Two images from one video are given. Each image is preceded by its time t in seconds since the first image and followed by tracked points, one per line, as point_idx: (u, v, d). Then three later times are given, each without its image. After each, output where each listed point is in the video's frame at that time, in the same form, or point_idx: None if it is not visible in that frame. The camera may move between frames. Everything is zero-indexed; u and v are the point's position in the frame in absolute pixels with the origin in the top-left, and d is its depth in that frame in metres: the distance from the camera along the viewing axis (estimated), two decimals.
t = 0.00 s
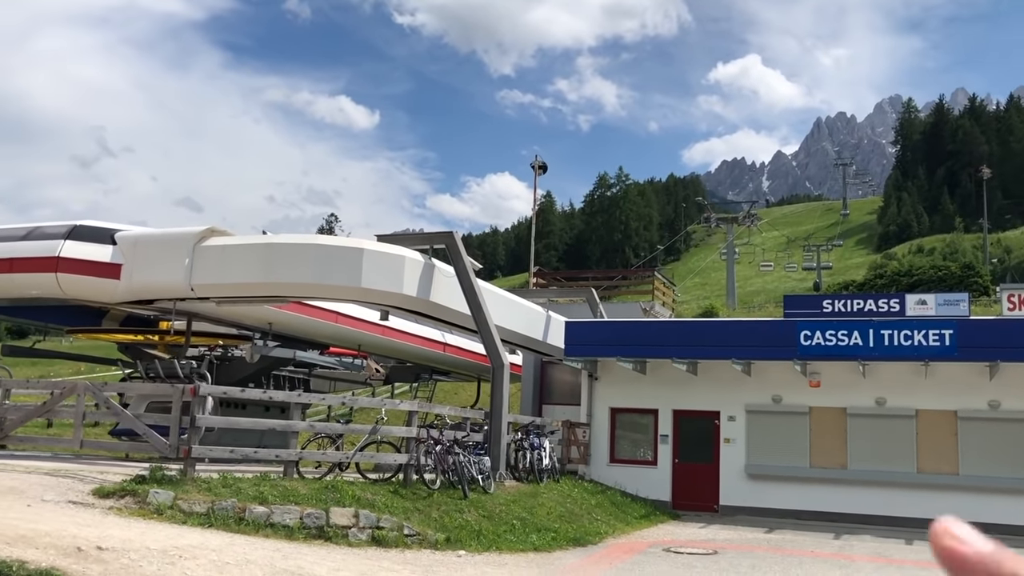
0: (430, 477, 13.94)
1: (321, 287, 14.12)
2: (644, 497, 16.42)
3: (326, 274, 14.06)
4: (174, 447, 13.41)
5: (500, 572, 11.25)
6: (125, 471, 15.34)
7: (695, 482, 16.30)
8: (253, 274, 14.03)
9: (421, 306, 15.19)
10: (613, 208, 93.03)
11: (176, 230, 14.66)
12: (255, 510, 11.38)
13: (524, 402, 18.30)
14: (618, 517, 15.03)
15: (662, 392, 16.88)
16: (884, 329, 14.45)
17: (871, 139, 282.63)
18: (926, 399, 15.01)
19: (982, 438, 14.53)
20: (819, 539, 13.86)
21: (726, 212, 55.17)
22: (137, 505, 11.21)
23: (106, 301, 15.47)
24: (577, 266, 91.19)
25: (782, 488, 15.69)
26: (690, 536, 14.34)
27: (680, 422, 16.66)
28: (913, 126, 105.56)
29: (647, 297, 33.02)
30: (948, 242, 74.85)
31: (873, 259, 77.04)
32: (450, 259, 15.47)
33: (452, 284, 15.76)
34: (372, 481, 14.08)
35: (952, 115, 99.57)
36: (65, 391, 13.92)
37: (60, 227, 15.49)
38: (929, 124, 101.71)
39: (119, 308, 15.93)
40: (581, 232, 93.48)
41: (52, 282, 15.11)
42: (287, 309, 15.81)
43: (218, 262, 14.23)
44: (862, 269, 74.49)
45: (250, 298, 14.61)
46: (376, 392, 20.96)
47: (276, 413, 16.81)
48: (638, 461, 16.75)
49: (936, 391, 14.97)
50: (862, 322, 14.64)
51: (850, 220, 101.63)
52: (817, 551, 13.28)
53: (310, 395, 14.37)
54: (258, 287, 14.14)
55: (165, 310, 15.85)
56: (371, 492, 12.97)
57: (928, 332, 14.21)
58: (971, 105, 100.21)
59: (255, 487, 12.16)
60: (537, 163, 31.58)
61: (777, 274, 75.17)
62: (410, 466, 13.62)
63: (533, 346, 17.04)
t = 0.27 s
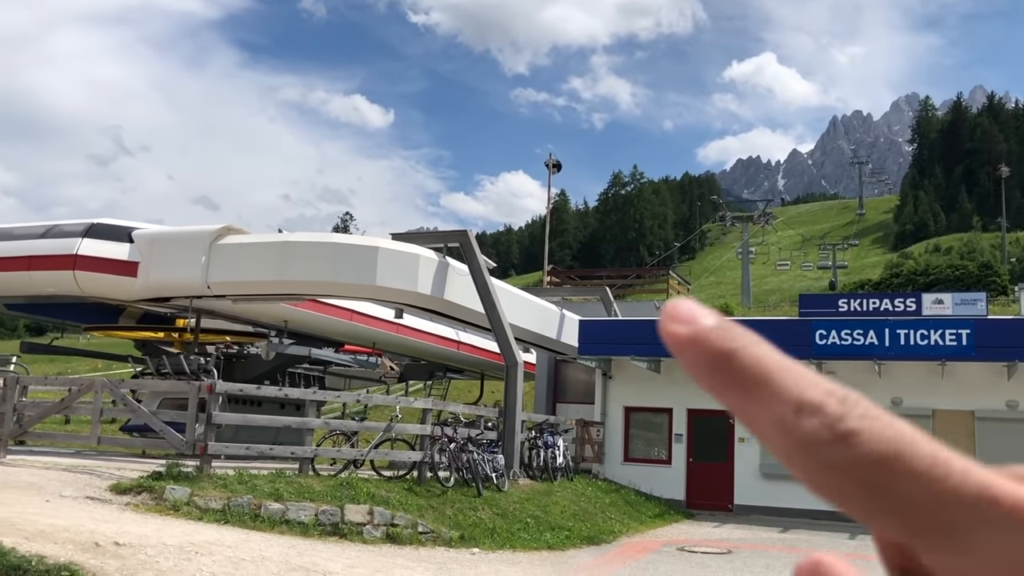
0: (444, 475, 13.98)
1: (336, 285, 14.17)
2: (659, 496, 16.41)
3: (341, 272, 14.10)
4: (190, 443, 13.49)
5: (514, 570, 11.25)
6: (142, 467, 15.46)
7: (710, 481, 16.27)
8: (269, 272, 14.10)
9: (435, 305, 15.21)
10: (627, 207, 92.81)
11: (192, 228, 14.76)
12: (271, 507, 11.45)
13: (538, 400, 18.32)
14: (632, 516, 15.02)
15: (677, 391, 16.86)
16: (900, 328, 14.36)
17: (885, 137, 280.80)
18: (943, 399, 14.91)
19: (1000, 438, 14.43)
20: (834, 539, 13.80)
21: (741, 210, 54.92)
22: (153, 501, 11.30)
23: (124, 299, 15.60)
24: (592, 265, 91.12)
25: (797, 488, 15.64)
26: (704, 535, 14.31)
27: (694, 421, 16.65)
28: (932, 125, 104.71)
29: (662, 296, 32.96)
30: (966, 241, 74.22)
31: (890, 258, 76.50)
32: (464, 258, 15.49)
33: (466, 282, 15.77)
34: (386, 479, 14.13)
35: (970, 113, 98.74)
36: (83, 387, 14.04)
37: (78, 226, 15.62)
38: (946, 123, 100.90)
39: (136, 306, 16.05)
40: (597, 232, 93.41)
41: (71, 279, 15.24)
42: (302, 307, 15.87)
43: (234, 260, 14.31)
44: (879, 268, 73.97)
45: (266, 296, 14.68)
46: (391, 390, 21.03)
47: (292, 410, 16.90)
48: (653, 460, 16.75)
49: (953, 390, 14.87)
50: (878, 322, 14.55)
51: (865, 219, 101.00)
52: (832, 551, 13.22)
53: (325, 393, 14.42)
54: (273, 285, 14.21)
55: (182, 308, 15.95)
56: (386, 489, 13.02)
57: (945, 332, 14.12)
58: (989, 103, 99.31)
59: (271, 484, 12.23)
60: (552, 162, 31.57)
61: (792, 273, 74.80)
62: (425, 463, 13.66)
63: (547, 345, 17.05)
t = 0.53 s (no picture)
0: (458, 475, 14.00)
1: (350, 285, 14.20)
2: (673, 496, 16.38)
3: (354, 273, 14.12)
4: (205, 443, 13.54)
5: (528, 570, 11.23)
6: (157, 467, 15.54)
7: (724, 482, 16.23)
8: (283, 273, 14.15)
9: (449, 305, 15.23)
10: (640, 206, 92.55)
11: (207, 229, 14.83)
12: (285, 506, 11.48)
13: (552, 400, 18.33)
14: (646, 517, 14.98)
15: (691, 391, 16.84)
16: (916, 328, 14.26)
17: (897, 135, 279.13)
18: (959, 399, 14.82)
19: (1017, 438, 14.33)
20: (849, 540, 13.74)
21: (755, 209, 54.65)
22: (169, 501, 11.35)
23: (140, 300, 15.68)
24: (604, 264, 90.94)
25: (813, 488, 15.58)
26: (718, 536, 14.27)
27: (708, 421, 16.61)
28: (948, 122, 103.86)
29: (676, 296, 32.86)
30: (981, 240, 73.59)
31: (904, 257, 75.96)
32: (477, 258, 15.50)
33: (479, 282, 15.79)
34: (400, 479, 14.15)
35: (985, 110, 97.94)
36: (99, 387, 14.12)
37: (94, 227, 15.71)
38: (961, 120, 100.12)
39: (151, 307, 16.14)
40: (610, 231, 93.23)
41: (86, 280, 15.28)
42: (316, 307, 15.93)
43: (248, 261, 14.36)
44: (895, 267, 73.44)
45: (280, 297, 14.74)
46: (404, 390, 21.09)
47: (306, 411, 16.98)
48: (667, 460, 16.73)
49: (970, 390, 14.79)
50: (894, 321, 14.45)
51: (879, 217, 100.42)
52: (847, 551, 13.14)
53: (340, 393, 14.45)
54: (288, 286, 14.26)
55: (197, 308, 16.03)
56: (400, 489, 13.03)
57: (961, 332, 14.05)
58: (1005, 100, 98.46)
59: (285, 484, 12.26)
60: (565, 161, 31.52)
61: (805, 272, 74.39)
62: (438, 463, 13.67)
63: (561, 345, 17.05)
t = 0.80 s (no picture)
0: (467, 475, 14.00)
1: (359, 285, 14.21)
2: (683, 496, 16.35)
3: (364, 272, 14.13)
4: (215, 443, 13.57)
5: (539, 570, 11.22)
6: (168, 467, 15.59)
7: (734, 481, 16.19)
8: (293, 273, 14.17)
9: (458, 305, 15.22)
10: (649, 205, 92.38)
11: (217, 229, 14.87)
12: (295, 506, 11.49)
13: (561, 400, 18.31)
14: (656, 516, 14.95)
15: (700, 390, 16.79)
16: (927, 327, 14.20)
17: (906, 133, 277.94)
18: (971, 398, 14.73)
19: None
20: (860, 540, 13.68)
21: (765, 208, 54.48)
22: (179, 501, 11.38)
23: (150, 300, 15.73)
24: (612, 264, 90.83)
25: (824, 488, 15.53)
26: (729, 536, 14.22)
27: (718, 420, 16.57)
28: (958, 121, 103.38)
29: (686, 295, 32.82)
30: (992, 238, 73.15)
31: (915, 256, 75.58)
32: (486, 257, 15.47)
33: (488, 282, 15.77)
34: (410, 478, 14.15)
35: (996, 109, 97.39)
36: (110, 387, 14.16)
37: (104, 227, 15.77)
38: (972, 118, 99.60)
39: (161, 307, 16.19)
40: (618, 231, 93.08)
41: (97, 280, 15.33)
42: (326, 307, 15.94)
43: (258, 261, 14.39)
44: (905, 266, 73.03)
45: (290, 297, 14.76)
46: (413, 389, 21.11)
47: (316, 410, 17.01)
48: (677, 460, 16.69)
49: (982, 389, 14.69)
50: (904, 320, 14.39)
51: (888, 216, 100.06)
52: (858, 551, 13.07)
53: (349, 393, 14.45)
54: (297, 286, 14.28)
55: (206, 308, 16.07)
56: (409, 489, 13.03)
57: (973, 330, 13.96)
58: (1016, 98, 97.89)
59: (295, 484, 12.28)
60: (574, 160, 31.52)
61: (815, 271, 74.17)
62: (448, 463, 13.67)
63: (570, 344, 17.02)
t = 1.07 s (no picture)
0: (473, 473, 14.01)
1: (364, 284, 14.23)
2: (688, 495, 16.34)
3: (369, 271, 14.15)
4: (221, 442, 13.59)
5: (544, 568, 11.22)
6: (174, 466, 15.61)
7: (740, 480, 16.18)
8: (298, 272, 14.19)
9: (463, 304, 15.22)
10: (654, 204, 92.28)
11: (222, 228, 14.89)
12: (301, 505, 11.51)
13: (566, 399, 18.30)
14: (661, 515, 14.94)
15: (706, 389, 16.78)
16: (933, 325, 14.17)
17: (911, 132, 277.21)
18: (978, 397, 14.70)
19: None
20: (867, 539, 13.65)
21: (771, 207, 54.37)
22: (185, 500, 11.41)
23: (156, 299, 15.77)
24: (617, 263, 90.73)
25: (830, 487, 15.50)
26: (735, 534, 14.21)
27: (724, 419, 16.56)
28: (963, 119, 103.11)
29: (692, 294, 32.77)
30: (998, 236, 72.90)
31: (921, 254, 75.36)
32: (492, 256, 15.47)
33: (493, 281, 15.77)
34: (416, 477, 14.17)
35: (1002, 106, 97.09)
36: (116, 386, 14.19)
37: (110, 227, 15.81)
38: (978, 116, 99.29)
39: (167, 306, 16.23)
40: (623, 230, 93.01)
41: (103, 280, 15.39)
42: (330, 306, 15.96)
43: (263, 260, 14.42)
44: (911, 264, 72.82)
45: (295, 296, 14.77)
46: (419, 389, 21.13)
47: (321, 409, 17.03)
48: (682, 458, 16.69)
49: (988, 387, 14.66)
50: (910, 318, 14.37)
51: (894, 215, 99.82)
52: (864, 550, 13.05)
53: (354, 391, 14.46)
54: (302, 285, 14.30)
55: (212, 308, 16.10)
56: (415, 488, 13.05)
57: (979, 328, 13.93)
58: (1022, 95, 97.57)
59: (301, 483, 12.29)
60: (580, 160, 31.51)
61: (820, 270, 74.03)
62: (453, 462, 13.69)
63: (575, 343, 17.02)
